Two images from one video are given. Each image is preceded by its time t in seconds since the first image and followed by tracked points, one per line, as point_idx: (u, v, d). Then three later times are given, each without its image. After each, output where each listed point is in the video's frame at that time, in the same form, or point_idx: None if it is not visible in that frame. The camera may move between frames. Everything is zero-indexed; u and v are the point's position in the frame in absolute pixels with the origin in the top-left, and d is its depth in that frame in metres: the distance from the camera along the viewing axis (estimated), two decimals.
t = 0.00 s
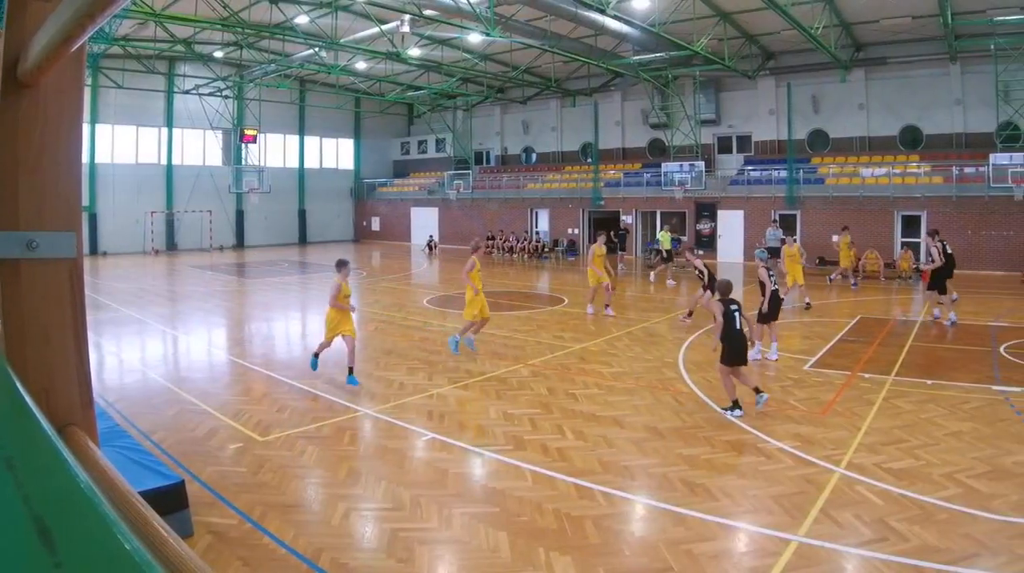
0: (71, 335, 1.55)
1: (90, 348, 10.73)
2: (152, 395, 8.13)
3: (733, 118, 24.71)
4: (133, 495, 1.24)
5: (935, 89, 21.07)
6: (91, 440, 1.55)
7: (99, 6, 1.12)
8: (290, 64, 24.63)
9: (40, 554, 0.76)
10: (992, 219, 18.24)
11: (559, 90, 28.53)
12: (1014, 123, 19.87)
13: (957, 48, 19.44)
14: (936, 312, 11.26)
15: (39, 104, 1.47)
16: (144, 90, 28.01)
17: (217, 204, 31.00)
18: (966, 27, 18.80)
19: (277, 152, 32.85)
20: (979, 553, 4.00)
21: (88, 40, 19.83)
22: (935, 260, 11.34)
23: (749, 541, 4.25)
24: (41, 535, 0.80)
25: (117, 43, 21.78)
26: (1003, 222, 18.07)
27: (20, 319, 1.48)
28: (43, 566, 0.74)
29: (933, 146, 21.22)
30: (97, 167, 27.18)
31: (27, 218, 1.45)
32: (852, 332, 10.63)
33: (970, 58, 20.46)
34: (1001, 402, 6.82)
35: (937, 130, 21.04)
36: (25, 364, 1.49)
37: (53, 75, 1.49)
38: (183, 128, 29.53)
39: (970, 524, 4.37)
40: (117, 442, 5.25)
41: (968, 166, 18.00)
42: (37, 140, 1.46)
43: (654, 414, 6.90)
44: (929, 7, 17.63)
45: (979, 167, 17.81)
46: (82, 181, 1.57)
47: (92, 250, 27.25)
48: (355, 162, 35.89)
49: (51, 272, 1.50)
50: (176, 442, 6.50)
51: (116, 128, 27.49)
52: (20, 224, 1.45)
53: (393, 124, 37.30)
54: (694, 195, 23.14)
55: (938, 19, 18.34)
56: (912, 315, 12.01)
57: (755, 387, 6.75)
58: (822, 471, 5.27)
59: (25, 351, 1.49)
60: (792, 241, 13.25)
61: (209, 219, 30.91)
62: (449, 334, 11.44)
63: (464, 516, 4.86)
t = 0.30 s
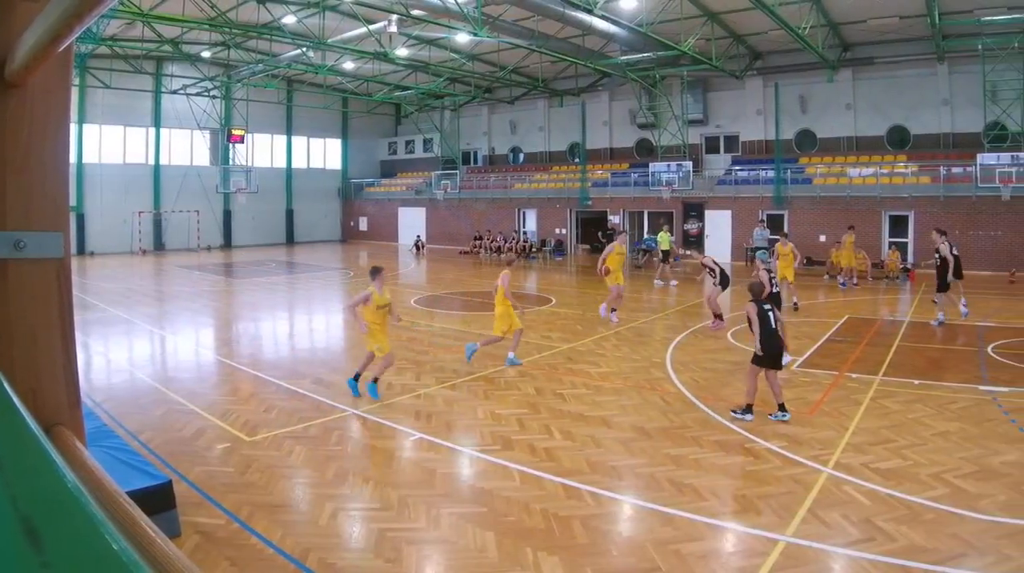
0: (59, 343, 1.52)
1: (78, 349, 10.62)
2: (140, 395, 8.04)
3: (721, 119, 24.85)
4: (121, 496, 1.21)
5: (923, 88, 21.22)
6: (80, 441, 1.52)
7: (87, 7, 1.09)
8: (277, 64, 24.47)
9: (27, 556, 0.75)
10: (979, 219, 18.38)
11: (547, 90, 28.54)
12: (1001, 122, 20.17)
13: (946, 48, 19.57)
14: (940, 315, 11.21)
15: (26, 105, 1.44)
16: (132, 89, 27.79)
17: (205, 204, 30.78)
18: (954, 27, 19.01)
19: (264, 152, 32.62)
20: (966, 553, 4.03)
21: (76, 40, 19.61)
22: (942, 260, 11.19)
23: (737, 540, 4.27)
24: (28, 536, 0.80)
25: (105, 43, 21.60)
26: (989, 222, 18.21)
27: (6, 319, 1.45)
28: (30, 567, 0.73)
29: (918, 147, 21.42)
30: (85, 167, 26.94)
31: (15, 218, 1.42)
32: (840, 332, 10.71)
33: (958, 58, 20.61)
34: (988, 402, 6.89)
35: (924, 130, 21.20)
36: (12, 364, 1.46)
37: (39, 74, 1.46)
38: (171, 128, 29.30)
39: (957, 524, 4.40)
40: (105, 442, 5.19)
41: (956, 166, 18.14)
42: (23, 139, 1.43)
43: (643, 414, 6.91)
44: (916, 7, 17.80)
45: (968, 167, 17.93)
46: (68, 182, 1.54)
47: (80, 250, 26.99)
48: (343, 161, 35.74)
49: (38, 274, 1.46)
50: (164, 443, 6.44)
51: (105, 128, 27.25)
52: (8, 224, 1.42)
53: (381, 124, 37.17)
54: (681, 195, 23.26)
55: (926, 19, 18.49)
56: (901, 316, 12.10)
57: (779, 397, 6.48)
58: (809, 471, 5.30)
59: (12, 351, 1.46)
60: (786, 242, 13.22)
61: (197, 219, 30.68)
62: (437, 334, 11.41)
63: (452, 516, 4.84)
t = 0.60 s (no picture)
0: (48, 345, 1.49)
1: (65, 349, 10.50)
2: (127, 395, 7.96)
3: (708, 119, 24.98)
4: (107, 496, 1.19)
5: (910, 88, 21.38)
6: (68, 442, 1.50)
7: (76, 8, 1.07)
8: (265, 64, 24.31)
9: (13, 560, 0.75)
10: (966, 219, 18.60)
11: (535, 90, 28.54)
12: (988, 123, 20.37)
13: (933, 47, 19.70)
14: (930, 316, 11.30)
15: (14, 105, 1.42)
16: (119, 89, 27.57)
17: (193, 204, 30.56)
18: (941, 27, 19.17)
19: (252, 152, 32.40)
20: (954, 553, 4.05)
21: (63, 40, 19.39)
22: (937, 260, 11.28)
23: (724, 540, 4.28)
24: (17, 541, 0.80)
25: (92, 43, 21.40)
26: (975, 222, 18.44)
27: None
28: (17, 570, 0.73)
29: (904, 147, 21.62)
30: (73, 167, 26.71)
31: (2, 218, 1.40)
32: (828, 332, 10.79)
33: (945, 58, 20.76)
34: (975, 402, 6.95)
35: (912, 130, 21.36)
36: None
37: (27, 73, 1.44)
38: (159, 128, 29.09)
39: (945, 524, 4.42)
40: (92, 442, 5.13)
41: (943, 166, 18.35)
42: (10, 137, 1.40)
43: (631, 414, 6.92)
44: (903, 6, 17.96)
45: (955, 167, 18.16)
46: (56, 177, 1.51)
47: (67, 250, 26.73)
48: (330, 161, 35.57)
49: (24, 275, 1.43)
50: (152, 443, 6.37)
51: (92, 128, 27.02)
52: None
53: (368, 124, 37.02)
54: (669, 195, 23.35)
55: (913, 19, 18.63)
56: (889, 316, 12.21)
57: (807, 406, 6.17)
58: (797, 471, 5.33)
59: None
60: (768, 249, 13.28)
61: (184, 219, 30.45)
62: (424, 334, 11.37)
63: (440, 516, 4.82)
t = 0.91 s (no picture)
0: (36, 346, 1.52)
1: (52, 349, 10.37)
2: (114, 395, 7.87)
3: (696, 119, 25.10)
4: (92, 490, 1.25)
5: (897, 88, 21.54)
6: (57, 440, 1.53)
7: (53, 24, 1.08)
8: (252, 64, 24.13)
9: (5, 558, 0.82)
10: (954, 219, 18.67)
11: (522, 90, 28.53)
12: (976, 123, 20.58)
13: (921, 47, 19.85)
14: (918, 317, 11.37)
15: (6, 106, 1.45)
16: (107, 90, 27.33)
17: (181, 204, 30.33)
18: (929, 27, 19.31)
19: (239, 152, 32.17)
20: (941, 553, 4.07)
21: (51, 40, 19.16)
22: (920, 260, 11.47)
23: (712, 541, 4.29)
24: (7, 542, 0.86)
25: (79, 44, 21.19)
26: (963, 222, 18.50)
27: None
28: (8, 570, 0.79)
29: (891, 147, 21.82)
30: (60, 167, 26.48)
31: None
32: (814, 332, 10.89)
33: (933, 59, 20.92)
34: (963, 402, 7.01)
35: (900, 130, 21.54)
36: None
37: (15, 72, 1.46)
38: (146, 128, 28.85)
39: (932, 524, 4.44)
40: (80, 441, 5.07)
41: (931, 166, 18.53)
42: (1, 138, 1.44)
43: (618, 414, 6.94)
44: (890, 6, 18.12)
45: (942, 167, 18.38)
46: (45, 179, 1.54)
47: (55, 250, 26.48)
48: (318, 162, 35.39)
49: (13, 273, 1.47)
50: (139, 443, 6.31)
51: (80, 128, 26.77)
52: None
53: (356, 124, 36.86)
54: (656, 195, 23.43)
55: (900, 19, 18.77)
56: (875, 315, 12.32)
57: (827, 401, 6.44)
58: (784, 471, 5.36)
59: None
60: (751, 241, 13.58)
61: (172, 219, 30.20)
62: (411, 334, 11.33)
63: (428, 516, 4.80)
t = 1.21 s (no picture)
0: (23, 351, 1.79)
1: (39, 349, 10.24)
2: (102, 395, 7.78)
3: (683, 119, 25.21)
4: (73, 482, 1.52)
5: (884, 88, 21.68)
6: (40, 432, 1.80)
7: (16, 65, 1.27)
8: (239, 64, 23.96)
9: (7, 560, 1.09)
10: (941, 219, 18.81)
11: (509, 90, 28.52)
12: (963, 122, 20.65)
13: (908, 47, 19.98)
14: (901, 315, 11.53)
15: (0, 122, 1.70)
16: (94, 89, 27.11)
17: (168, 204, 30.11)
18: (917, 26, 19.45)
19: (227, 152, 31.95)
20: (928, 553, 4.08)
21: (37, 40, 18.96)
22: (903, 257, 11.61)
23: (699, 540, 4.31)
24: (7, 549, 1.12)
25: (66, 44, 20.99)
26: (950, 222, 18.66)
27: None
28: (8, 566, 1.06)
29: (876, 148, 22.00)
30: (47, 168, 26.27)
31: None
32: (802, 331, 10.97)
33: (920, 59, 21.05)
34: (950, 402, 7.07)
35: (887, 131, 21.68)
36: None
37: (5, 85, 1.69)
38: (134, 128, 28.64)
39: (920, 524, 4.46)
40: (67, 441, 5.01)
41: (918, 166, 18.64)
42: None
43: (606, 414, 6.94)
44: (878, 7, 18.22)
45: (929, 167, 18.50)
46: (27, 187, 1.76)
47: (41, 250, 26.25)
48: (305, 162, 35.20)
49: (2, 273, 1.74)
50: (126, 443, 6.25)
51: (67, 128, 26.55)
52: None
53: (343, 124, 36.69)
54: (644, 195, 23.52)
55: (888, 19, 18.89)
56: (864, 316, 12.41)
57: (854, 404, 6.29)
58: (772, 471, 5.38)
59: None
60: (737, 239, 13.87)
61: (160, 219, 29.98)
62: (398, 334, 11.28)
63: (415, 516, 4.78)
